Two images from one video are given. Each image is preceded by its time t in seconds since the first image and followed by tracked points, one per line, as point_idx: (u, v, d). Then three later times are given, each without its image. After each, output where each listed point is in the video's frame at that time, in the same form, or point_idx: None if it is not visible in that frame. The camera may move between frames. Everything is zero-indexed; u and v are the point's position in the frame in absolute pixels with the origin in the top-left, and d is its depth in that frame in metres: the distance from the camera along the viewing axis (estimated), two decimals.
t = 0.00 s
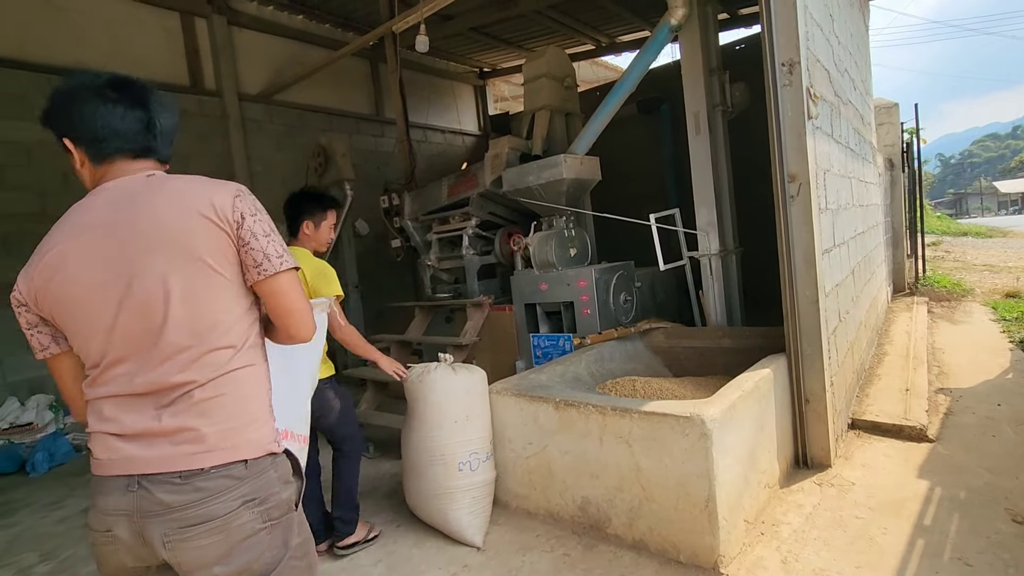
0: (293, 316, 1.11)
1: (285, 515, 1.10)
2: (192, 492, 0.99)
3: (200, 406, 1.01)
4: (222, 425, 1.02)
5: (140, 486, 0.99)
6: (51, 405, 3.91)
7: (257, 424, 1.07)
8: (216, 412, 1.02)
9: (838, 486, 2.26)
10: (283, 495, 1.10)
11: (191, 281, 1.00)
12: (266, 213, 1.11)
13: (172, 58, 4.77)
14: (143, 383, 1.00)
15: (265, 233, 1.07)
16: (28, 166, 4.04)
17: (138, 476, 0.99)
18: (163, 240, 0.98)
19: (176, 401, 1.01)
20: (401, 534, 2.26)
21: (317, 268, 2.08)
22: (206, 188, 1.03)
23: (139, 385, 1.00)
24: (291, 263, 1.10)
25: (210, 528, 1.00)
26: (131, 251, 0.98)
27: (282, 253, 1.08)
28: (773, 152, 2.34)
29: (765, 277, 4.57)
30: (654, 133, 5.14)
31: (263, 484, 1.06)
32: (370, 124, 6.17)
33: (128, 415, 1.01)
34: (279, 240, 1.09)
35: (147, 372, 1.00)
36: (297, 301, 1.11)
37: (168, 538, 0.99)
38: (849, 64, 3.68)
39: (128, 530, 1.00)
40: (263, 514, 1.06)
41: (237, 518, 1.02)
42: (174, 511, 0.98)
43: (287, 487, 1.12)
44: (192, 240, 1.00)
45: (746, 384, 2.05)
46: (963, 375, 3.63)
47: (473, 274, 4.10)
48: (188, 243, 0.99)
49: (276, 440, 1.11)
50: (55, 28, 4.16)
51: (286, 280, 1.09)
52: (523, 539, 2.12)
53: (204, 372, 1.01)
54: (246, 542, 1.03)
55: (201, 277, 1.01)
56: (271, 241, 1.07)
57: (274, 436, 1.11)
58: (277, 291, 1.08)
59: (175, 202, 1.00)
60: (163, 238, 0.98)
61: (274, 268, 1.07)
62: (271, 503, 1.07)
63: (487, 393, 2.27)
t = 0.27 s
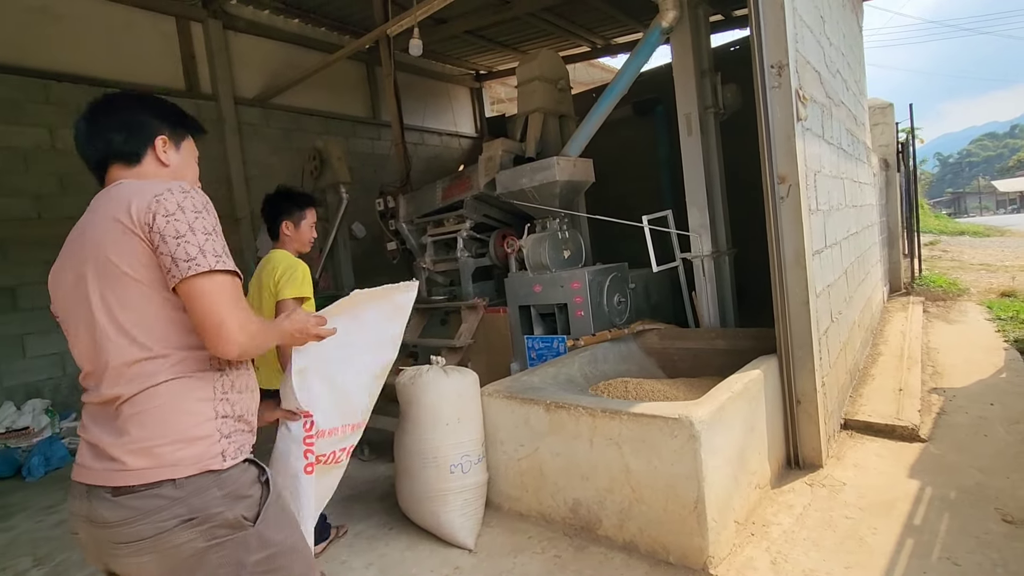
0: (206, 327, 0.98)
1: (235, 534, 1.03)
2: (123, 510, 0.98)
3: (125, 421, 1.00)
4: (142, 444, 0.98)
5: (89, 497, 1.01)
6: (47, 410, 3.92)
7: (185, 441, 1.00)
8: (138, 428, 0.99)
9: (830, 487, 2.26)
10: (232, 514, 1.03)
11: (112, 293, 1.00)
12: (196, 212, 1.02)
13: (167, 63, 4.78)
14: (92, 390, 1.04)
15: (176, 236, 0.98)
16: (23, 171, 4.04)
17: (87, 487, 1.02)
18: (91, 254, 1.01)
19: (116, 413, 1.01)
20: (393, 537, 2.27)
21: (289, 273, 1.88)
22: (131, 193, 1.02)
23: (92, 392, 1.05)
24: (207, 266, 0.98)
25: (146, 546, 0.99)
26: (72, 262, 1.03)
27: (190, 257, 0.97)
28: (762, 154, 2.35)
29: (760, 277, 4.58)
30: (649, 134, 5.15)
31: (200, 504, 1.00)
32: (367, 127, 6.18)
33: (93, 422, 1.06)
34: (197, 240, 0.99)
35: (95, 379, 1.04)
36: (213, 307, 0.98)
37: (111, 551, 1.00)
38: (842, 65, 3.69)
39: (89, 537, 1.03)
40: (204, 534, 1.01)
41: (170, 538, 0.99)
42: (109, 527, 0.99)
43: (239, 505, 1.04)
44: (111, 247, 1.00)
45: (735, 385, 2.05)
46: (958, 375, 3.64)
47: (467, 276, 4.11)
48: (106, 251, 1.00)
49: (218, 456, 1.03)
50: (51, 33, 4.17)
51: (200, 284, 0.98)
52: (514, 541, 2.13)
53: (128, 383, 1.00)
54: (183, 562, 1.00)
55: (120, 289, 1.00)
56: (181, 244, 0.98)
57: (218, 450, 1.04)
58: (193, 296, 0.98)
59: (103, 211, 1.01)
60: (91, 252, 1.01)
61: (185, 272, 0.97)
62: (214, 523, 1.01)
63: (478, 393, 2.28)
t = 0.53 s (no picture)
0: (167, 347, 0.91)
1: (207, 545, 1.00)
2: (109, 508, 0.97)
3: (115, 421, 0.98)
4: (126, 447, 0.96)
5: (84, 492, 1.01)
6: (39, 411, 3.92)
7: (167, 449, 0.96)
8: (123, 430, 0.97)
9: (814, 482, 2.29)
10: (207, 524, 1.00)
11: (105, 298, 0.98)
12: (184, 220, 0.96)
13: (159, 64, 4.78)
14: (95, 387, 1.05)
15: (154, 248, 0.93)
16: (14, 172, 4.04)
17: (83, 481, 1.01)
18: (90, 257, 0.99)
19: (113, 413, 1.00)
20: (383, 534, 2.28)
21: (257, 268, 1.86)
22: (130, 194, 0.98)
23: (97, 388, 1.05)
24: (175, 281, 0.91)
25: (124, 546, 0.98)
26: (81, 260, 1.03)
27: (162, 272, 0.91)
28: (747, 154, 2.38)
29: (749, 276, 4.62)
30: (641, 134, 5.18)
31: (177, 511, 0.97)
32: (359, 128, 6.19)
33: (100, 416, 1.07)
34: (174, 252, 0.92)
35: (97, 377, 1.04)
36: (177, 325, 0.91)
37: (97, 545, 1.00)
38: (828, 65, 3.72)
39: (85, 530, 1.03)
40: (178, 541, 0.98)
41: (145, 542, 0.97)
42: (96, 523, 0.98)
43: (216, 516, 1.01)
44: (105, 250, 0.97)
45: (719, 382, 2.08)
46: (944, 372, 3.68)
47: (459, 276, 4.13)
48: (100, 254, 0.97)
49: (201, 466, 0.99)
50: (41, 34, 4.16)
51: (168, 300, 0.91)
52: (502, 538, 2.14)
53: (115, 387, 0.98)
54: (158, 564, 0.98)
55: (110, 295, 0.97)
56: (157, 257, 0.92)
57: (203, 460, 0.99)
58: (162, 312, 0.91)
59: (104, 211, 0.99)
60: (90, 255, 0.99)
61: (156, 285, 0.91)
62: (189, 531, 0.98)
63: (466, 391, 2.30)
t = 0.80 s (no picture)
0: (252, 337, 0.92)
1: (254, 526, 0.99)
2: (157, 489, 0.95)
3: (165, 410, 0.96)
4: (176, 432, 0.94)
5: (122, 476, 0.98)
6: (27, 411, 3.91)
7: (221, 430, 0.97)
8: (178, 418, 0.95)
9: (796, 476, 2.33)
10: (255, 503, 0.99)
11: (163, 283, 0.94)
12: (261, 215, 0.97)
13: (149, 63, 4.77)
14: (126, 377, 0.99)
15: (237, 240, 0.93)
16: (2, 171, 4.02)
17: (120, 467, 0.98)
18: (145, 241, 0.95)
19: (156, 399, 0.97)
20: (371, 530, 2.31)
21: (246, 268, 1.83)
22: (203, 185, 0.96)
23: (128, 378, 1.00)
24: (263, 275, 0.92)
25: (168, 529, 0.95)
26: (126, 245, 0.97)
27: (247, 263, 0.91)
28: (731, 153, 2.42)
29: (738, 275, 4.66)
30: (631, 134, 5.22)
31: (227, 491, 0.97)
32: (351, 127, 6.19)
33: (124, 407, 1.02)
34: (258, 245, 0.93)
35: (131, 367, 0.99)
36: (264, 317, 0.91)
37: (134, 529, 0.97)
38: (814, 66, 3.77)
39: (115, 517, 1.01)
40: (227, 521, 0.97)
41: (194, 523, 0.95)
42: (137, 506, 0.96)
43: (262, 496, 1.00)
44: (167, 237, 0.94)
45: (702, 378, 2.12)
46: (927, 368, 3.73)
47: (450, 275, 4.15)
48: (166, 243, 0.94)
49: (250, 446, 0.99)
50: (30, 33, 4.14)
51: (256, 292, 0.92)
52: (490, 532, 2.17)
53: (172, 376, 0.96)
54: (204, 545, 0.96)
55: (172, 282, 0.94)
56: (240, 249, 0.92)
57: (252, 440, 1.00)
58: (249, 305, 0.92)
59: (169, 198, 0.95)
60: (147, 239, 0.95)
61: (242, 277, 0.91)
62: (237, 511, 0.97)
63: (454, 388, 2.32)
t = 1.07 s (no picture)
0: (320, 336, 1.02)
1: (299, 508, 1.05)
2: (205, 477, 0.97)
3: (211, 401, 0.99)
4: (230, 421, 0.98)
5: (165, 469, 0.99)
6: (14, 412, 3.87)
7: (270, 418, 1.03)
8: (227, 409, 0.99)
9: (780, 472, 2.37)
10: (299, 487, 1.05)
11: (222, 279, 0.98)
12: (321, 222, 1.05)
13: (139, 62, 4.74)
14: (165, 369, 1.00)
15: (306, 245, 1.00)
16: None
17: (163, 459, 0.98)
18: (202, 237, 0.97)
19: (197, 390, 0.99)
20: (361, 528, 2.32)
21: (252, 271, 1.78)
22: (266, 189, 1.01)
23: (165, 370, 1.00)
24: (331, 278, 1.02)
25: (219, 516, 0.97)
26: (176, 240, 0.98)
27: (318, 267, 1.00)
28: (716, 154, 2.45)
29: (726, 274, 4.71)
30: (621, 134, 5.25)
31: (275, 474, 1.02)
32: (343, 127, 6.19)
33: (157, 398, 1.03)
34: (324, 251, 1.02)
35: (172, 360, 1.00)
36: (332, 318, 1.02)
37: (178, 520, 0.98)
38: (800, 68, 3.82)
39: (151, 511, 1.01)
40: (275, 505, 1.02)
41: (246, 506, 0.99)
42: (184, 495, 0.97)
43: (303, 479, 1.07)
44: (228, 235, 0.97)
45: (688, 375, 2.15)
46: (911, 366, 3.79)
47: (441, 274, 4.17)
48: (229, 241, 0.97)
49: (292, 432, 1.06)
50: (17, 31, 4.11)
51: (325, 295, 1.01)
52: (479, 529, 2.19)
53: (222, 370, 0.99)
54: (254, 529, 1.00)
55: (232, 279, 0.98)
56: (310, 254, 1.00)
57: (292, 427, 1.07)
58: (317, 306, 1.01)
59: (231, 198, 0.98)
60: (206, 234, 0.97)
61: (313, 280, 1.00)
62: (285, 494, 1.03)
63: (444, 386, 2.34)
